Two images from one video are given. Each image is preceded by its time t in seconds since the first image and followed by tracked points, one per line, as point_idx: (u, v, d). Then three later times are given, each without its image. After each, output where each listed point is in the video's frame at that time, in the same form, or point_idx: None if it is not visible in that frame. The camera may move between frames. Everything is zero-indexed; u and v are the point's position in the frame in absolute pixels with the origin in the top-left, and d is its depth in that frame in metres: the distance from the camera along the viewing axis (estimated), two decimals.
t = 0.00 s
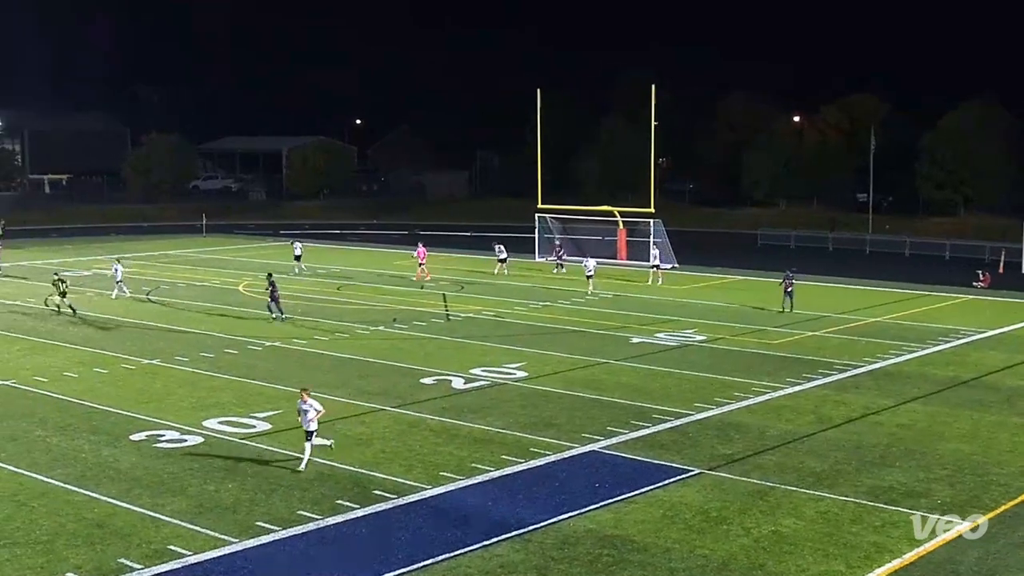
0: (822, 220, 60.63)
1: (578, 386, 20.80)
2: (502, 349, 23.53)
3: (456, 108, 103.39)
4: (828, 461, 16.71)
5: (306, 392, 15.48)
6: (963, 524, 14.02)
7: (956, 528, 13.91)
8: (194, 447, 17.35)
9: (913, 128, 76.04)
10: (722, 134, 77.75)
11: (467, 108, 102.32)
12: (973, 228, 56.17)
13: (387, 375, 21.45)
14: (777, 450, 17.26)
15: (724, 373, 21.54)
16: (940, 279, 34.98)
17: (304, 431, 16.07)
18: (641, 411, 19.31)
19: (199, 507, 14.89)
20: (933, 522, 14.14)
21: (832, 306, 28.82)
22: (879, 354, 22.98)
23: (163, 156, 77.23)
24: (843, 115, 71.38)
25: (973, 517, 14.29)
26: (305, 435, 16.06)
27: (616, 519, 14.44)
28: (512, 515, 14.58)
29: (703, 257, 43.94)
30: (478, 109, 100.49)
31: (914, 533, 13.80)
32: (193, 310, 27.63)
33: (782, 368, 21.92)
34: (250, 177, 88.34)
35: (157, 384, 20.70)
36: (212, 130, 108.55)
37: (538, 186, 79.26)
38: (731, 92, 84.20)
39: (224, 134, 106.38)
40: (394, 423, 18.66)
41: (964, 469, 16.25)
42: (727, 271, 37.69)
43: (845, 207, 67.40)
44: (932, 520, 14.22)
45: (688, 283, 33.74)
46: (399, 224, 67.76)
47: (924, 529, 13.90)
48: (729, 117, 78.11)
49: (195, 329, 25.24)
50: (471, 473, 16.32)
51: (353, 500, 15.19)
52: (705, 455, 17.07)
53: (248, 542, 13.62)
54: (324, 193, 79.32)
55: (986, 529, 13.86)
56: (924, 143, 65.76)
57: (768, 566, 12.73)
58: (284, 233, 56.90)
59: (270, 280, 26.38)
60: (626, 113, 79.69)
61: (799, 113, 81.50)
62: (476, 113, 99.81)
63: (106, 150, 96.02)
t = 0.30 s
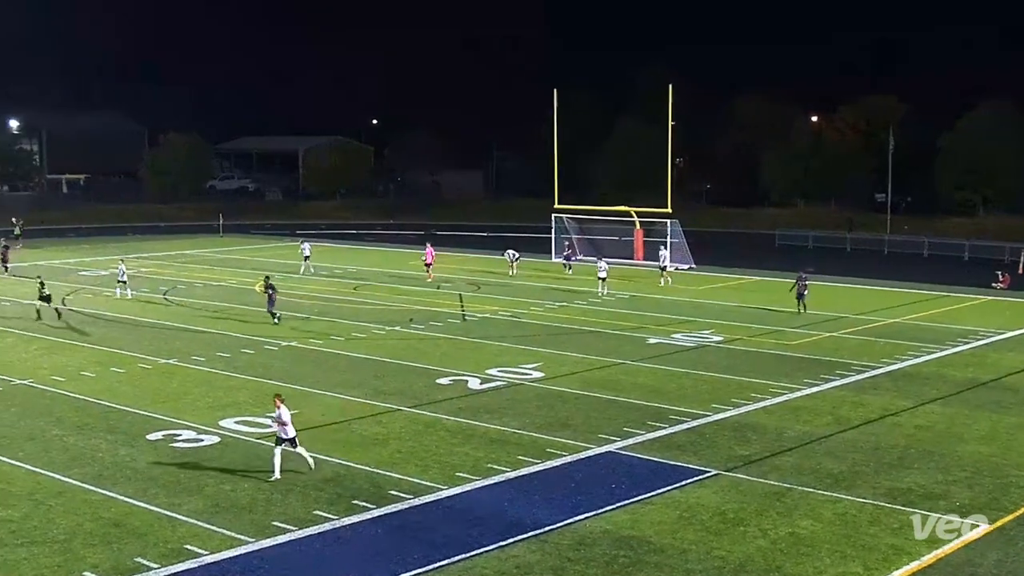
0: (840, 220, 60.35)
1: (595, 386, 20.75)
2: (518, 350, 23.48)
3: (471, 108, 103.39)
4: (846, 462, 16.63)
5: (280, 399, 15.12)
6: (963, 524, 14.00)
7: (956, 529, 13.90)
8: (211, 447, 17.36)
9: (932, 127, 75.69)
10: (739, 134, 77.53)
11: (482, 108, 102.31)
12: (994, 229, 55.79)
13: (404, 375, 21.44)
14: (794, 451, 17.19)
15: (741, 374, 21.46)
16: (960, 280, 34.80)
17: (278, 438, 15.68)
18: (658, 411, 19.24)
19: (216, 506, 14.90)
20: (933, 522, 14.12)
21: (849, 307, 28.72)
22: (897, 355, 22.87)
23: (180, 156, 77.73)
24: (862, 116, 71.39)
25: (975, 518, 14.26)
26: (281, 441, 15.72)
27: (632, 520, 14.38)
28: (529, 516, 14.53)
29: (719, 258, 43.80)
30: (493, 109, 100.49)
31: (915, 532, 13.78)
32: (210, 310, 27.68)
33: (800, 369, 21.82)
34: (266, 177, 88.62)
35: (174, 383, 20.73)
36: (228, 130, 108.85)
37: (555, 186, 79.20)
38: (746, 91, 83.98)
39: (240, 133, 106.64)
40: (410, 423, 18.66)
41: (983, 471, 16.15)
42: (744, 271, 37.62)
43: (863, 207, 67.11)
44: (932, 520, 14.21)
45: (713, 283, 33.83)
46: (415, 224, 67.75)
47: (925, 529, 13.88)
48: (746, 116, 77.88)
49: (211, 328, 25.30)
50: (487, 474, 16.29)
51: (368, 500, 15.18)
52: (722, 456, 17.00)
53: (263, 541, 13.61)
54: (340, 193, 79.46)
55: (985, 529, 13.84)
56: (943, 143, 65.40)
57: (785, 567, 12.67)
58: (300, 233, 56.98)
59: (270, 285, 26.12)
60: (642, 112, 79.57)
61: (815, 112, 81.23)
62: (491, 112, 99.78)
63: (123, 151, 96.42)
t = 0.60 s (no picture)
0: (858, 221, 60.12)
1: (612, 387, 20.72)
2: (535, 350, 23.48)
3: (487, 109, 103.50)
4: (864, 463, 16.58)
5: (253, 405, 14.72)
6: (964, 525, 14.01)
7: (957, 529, 13.90)
8: (228, 447, 17.40)
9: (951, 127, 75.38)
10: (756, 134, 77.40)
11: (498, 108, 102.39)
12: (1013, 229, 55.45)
13: (420, 375, 21.46)
14: (812, 451, 17.14)
15: (759, 375, 21.41)
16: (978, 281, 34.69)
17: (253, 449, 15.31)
18: (674, 412, 19.21)
19: (233, 506, 14.93)
20: (934, 522, 14.12)
21: (867, 308, 28.62)
22: (916, 356, 22.78)
23: (196, 155, 78.17)
24: (879, 113, 72.11)
25: (975, 518, 14.27)
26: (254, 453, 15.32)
27: (649, 520, 14.36)
28: (545, 516, 14.52)
29: (736, 258, 43.72)
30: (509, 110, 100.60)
31: (915, 533, 13.78)
32: (227, 309, 27.77)
33: (817, 370, 21.75)
34: (284, 177, 88.86)
35: (192, 382, 20.80)
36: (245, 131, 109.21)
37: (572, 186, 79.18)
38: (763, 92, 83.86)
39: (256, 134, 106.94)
40: (427, 423, 18.67)
41: (1002, 472, 16.06)
42: (761, 271, 37.58)
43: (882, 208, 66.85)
44: (933, 520, 14.20)
45: (726, 283, 33.93)
46: (432, 224, 67.73)
47: (925, 529, 13.88)
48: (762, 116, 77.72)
49: (229, 328, 25.40)
50: (503, 474, 16.28)
51: (385, 500, 15.18)
52: (739, 457, 16.95)
53: (280, 541, 13.63)
54: (357, 193, 79.64)
55: (987, 530, 13.84)
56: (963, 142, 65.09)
57: (803, 568, 12.63)
58: (317, 233, 57.10)
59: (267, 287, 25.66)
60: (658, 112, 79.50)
61: (833, 112, 81.06)
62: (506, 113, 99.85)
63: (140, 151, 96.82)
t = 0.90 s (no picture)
0: (877, 221, 59.87)
1: (630, 386, 20.76)
2: (552, 349, 23.54)
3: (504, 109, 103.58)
4: (881, 463, 16.58)
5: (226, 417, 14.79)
6: (964, 524, 14.04)
7: (956, 529, 13.93)
8: (248, 445, 17.54)
9: (970, 127, 75.02)
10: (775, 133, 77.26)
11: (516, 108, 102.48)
12: None
13: (439, 374, 21.56)
14: (829, 451, 17.14)
15: (778, 375, 21.42)
16: (997, 281, 34.57)
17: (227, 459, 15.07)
18: (692, 411, 19.25)
19: (254, 503, 15.04)
20: (934, 522, 14.15)
21: (887, 308, 28.52)
22: (934, 356, 22.75)
23: (217, 156, 78.34)
24: (899, 115, 71.04)
25: (974, 517, 14.30)
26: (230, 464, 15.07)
27: (667, 520, 14.41)
28: (563, 515, 14.59)
29: (753, 258, 43.65)
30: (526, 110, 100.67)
31: (915, 533, 13.81)
32: (247, 308, 27.92)
33: (834, 370, 21.76)
34: (304, 176, 89.09)
35: (212, 380, 20.94)
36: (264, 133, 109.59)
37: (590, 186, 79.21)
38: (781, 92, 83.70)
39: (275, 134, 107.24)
40: (446, 422, 18.75)
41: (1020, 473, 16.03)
42: (779, 271, 37.53)
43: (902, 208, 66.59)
44: (933, 520, 14.24)
45: (744, 283, 33.83)
46: (453, 224, 67.70)
47: (926, 529, 13.91)
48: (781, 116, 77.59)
49: (249, 326, 25.55)
50: (521, 473, 16.35)
51: (403, 498, 15.27)
52: (757, 457, 16.98)
53: (300, 539, 13.73)
54: (376, 193, 79.77)
55: (986, 529, 13.89)
56: (982, 141, 64.75)
57: (820, 568, 12.66)
58: (336, 233, 57.24)
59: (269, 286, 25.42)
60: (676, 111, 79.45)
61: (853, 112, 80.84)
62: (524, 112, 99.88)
63: (161, 151, 97.17)
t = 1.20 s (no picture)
0: (897, 221, 59.67)
1: (650, 385, 20.82)
2: (572, 348, 23.60)
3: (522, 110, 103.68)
4: (901, 463, 16.61)
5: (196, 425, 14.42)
6: (964, 525, 14.08)
7: (956, 529, 13.97)
8: (269, 442, 17.68)
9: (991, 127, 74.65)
10: (794, 133, 77.13)
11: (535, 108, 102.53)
12: None
13: (459, 372, 21.67)
14: (848, 452, 17.16)
15: (797, 374, 21.45)
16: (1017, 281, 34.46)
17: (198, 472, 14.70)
18: (711, 411, 19.29)
19: (276, 500, 15.18)
20: (934, 522, 14.20)
21: (906, 308, 28.47)
22: (954, 356, 22.73)
23: (240, 155, 78.74)
24: (920, 115, 70.49)
25: (974, 517, 14.35)
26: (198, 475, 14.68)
27: (686, 519, 14.47)
28: (583, 514, 14.66)
29: (772, 258, 43.60)
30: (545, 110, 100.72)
31: (915, 532, 13.86)
32: (267, 308, 28.07)
33: (853, 369, 21.79)
34: (325, 176, 89.41)
35: (234, 378, 21.10)
36: (284, 133, 109.95)
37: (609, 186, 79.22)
38: (801, 93, 83.55)
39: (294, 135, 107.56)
40: (466, 420, 18.87)
41: None
42: (799, 271, 37.52)
43: (921, 208, 66.32)
44: (933, 520, 14.29)
45: (763, 283, 33.77)
46: (473, 224, 67.66)
47: (925, 529, 13.96)
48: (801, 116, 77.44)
49: (270, 325, 25.70)
50: (540, 472, 16.43)
51: (423, 496, 15.38)
52: (776, 456, 17.02)
53: (321, 536, 13.85)
54: (396, 193, 79.97)
55: (986, 529, 13.93)
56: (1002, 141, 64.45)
57: (839, 568, 12.70)
58: (357, 231, 57.40)
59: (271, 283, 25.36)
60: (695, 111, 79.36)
61: (872, 112, 80.61)
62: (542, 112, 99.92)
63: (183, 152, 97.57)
